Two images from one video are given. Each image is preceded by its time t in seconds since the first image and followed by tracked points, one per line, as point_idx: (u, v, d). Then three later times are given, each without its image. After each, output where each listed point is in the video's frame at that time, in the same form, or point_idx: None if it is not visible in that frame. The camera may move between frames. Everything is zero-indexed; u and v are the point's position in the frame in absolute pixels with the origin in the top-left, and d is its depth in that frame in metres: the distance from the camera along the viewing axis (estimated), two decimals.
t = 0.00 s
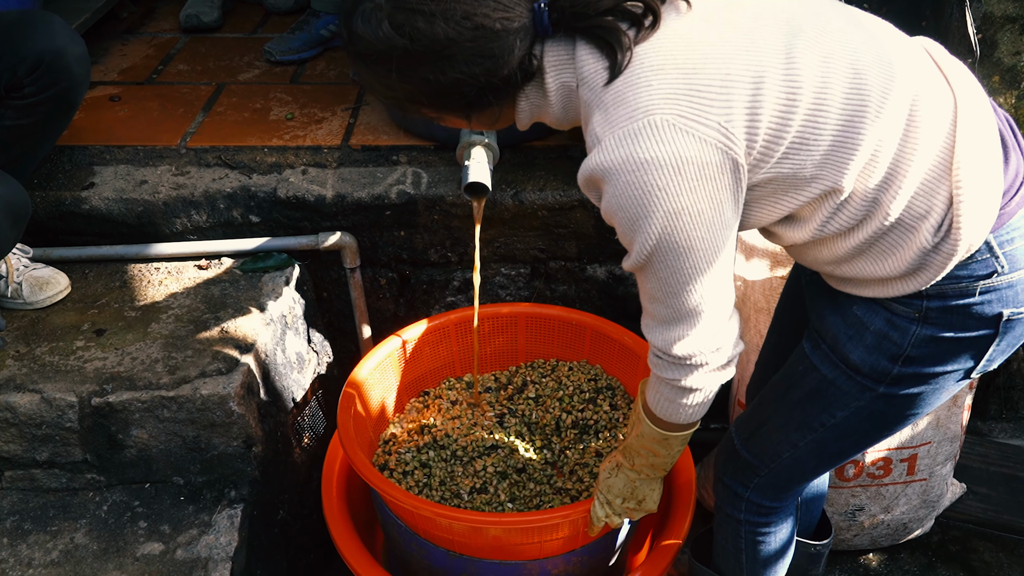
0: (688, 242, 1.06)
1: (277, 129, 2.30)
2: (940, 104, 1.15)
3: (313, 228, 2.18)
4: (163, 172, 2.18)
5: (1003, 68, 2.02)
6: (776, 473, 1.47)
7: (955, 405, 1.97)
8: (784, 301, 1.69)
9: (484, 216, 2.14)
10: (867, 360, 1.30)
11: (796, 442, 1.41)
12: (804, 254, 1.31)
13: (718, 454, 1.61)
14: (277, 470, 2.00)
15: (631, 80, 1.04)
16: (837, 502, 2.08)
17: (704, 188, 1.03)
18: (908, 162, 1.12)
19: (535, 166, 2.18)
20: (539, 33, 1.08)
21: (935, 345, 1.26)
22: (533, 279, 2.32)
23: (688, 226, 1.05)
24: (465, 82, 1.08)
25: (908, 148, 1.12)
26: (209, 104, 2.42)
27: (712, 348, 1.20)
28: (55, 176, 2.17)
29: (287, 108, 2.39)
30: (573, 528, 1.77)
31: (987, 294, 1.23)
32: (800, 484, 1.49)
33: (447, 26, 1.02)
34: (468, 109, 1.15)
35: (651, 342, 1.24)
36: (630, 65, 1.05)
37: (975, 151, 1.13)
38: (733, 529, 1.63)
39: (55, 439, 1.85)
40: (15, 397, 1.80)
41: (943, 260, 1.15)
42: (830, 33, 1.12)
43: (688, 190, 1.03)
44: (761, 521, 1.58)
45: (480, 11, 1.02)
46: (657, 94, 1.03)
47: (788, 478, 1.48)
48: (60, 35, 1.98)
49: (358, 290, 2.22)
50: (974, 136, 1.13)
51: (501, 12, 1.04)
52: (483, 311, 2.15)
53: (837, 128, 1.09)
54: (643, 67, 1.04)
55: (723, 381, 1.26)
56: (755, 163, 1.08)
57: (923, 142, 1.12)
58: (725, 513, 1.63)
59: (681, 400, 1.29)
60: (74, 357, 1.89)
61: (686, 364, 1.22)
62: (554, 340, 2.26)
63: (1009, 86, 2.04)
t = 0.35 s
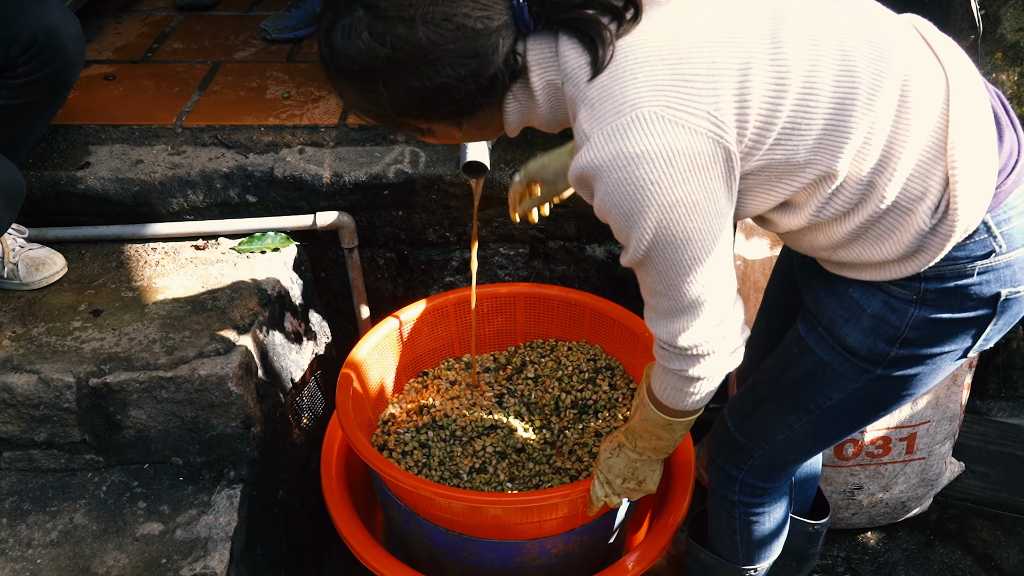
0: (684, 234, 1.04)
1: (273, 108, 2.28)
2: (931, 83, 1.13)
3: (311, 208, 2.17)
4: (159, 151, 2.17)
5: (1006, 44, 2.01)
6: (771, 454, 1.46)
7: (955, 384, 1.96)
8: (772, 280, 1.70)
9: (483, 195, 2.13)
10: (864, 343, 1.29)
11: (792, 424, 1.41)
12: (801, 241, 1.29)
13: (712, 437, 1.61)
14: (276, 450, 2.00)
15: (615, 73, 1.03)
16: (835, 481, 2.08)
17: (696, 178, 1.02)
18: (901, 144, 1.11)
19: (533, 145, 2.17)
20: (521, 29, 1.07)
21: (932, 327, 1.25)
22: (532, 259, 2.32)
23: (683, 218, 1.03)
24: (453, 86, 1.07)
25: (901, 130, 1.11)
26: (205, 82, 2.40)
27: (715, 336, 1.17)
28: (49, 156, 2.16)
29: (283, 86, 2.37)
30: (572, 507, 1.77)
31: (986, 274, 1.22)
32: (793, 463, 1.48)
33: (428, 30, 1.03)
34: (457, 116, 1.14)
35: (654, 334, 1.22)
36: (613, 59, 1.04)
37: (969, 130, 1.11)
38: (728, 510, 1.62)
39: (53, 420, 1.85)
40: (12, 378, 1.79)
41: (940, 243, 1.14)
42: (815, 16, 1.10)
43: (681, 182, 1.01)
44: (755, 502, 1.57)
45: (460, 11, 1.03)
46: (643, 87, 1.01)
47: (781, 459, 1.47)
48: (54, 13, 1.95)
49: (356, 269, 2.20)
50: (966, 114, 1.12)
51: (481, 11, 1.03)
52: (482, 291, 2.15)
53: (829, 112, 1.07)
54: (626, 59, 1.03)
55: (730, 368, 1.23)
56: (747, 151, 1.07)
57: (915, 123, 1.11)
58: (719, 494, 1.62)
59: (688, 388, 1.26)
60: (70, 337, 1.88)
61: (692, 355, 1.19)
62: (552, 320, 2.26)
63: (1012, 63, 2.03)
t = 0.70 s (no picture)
0: (663, 233, 1.04)
1: (265, 90, 2.26)
2: (884, 70, 1.12)
3: (304, 191, 2.16)
4: (150, 134, 2.15)
5: (1003, 25, 2.00)
6: (763, 442, 1.46)
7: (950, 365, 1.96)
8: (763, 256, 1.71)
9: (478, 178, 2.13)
10: (857, 333, 1.27)
11: (786, 411, 1.40)
12: (794, 248, 1.30)
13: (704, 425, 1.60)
14: (270, 435, 2.00)
15: (569, 97, 1.09)
16: (830, 463, 2.09)
17: (661, 174, 1.02)
18: (864, 129, 1.09)
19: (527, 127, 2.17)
20: (496, 85, 1.17)
21: (926, 316, 1.23)
22: (526, 242, 2.32)
23: (657, 217, 1.03)
24: (441, 141, 1.14)
25: (861, 115, 1.10)
26: (196, 64, 2.38)
27: (730, 334, 1.13)
28: (39, 138, 2.14)
29: (275, 68, 2.35)
30: (565, 490, 1.76)
31: (977, 259, 1.19)
32: (788, 451, 1.48)
33: (411, 93, 1.11)
34: (447, 170, 1.20)
35: (671, 344, 1.19)
36: (568, 89, 1.10)
37: (932, 109, 1.09)
38: (720, 495, 1.62)
39: (46, 404, 1.84)
40: (3, 362, 1.78)
41: (922, 226, 1.11)
42: (756, 24, 1.14)
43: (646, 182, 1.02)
44: (748, 488, 1.57)
45: (438, 72, 1.12)
46: (594, 102, 1.05)
47: (774, 447, 1.47)
48: None
49: (349, 253, 2.19)
50: (928, 92, 1.10)
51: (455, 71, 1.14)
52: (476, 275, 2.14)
53: (785, 103, 1.08)
54: (577, 85, 1.09)
55: (756, 370, 1.18)
56: (711, 151, 1.08)
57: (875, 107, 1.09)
58: (713, 480, 1.62)
59: (711, 394, 1.22)
60: (62, 321, 1.87)
61: (709, 358, 1.16)
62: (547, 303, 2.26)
63: (1008, 44, 2.02)
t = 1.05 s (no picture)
0: (630, 211, 1.03)
1: (259, 68, 2.24)
2: (855, 38, 1.09)
3: (299, 171, 2.15)
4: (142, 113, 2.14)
5: (1003, 2, 1.99)
6: (749, 414, 1.46)
7: (946, 343, 1.96)
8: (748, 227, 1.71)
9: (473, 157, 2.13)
10: (838, 304, 1.27)
11: (770, 383, 1.39)
12: (772, 221, 1.28)
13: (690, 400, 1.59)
14: (266, 415, 1.99)
15: (534, 80, 1.07)
16: (827, 442, 2.09)
17: (626, 153, 1.01)
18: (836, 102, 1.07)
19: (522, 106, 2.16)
20: (462, 68, 1.15)
21: (906, 285, 1.23)
22: (523, 222, 2.31)
23: (624, 196, 1.02)
24: (408, 126, 1.13)
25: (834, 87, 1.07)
26: (188, 42, 2.35)
27: (712, 306, 1.11)
28: (30, 117, 2.12)
29: (268, 46, 2.33)
30: (564, 470, 1.77)
31: (955, 227, 1.19)
32: (774, 422, 1.48)
33: (375, 81, 1.10)
34: (417, 155, 1.19)
35: (654, 321, 1.17)
36: (532, 72, 1.08)
37: (904, 79, 1.07)
38: (708, 470, 1.62)
39: (40, 385, 1.83)
40: None
41: (900, 195, 1.10)
42: None
43: (610, 161, 1.01)
44: (735, 460, 1.57)
45: (401, 58, 1.11)
46: (557, 83, 1.04)
47: (762, 417, 1.46)
48: None
49: (345, 233, 2.18)
50: (900, 63, 1.08)
51: (420, 58, 1.12)
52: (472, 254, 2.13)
53: (752, 79, 1.06)
54: (541, 67, 1.08)
55: (743, 340, 1.16)
56: (679, 129, 1.06)
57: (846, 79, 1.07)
58: (699, 454, 1.62)
59: (699, 366, 1.20)
60: (56, 302, 1.86)
61: (693, 331, 1.13)
62: (543, 283, 2.24)
63: (1008, 21, 2.01)
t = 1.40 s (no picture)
0: (624, 181, 1.02)
1: (255, 46, 2.21)
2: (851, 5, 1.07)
3: (297, 150, 2.14)
4: (138, 91, 2.12)
5: None
6: (745, 390, 1.46)
7: (946, 325, 1.95)
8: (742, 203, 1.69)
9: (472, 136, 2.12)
10: (834, 277, 1.26)
11: (766, 358, 1.39)
12: (766, 194, 1.26)
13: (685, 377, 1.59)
14: (265, 395, 1.99)
15: (527, 48, 1.06)
16: (825, 423, 2.09)
17: (620, 122, 1.00)
18: (831, 72, 1.05)
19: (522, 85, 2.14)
20: (453, 44, 1.12)
21: (901, 257, 1.22)
22: (522, 202, 2.31)
23: (618, 166, 1.01)
24: (398, 102, 1.13)
25: (829, 57, 1.05)
26: (184, 19, 2.32)
27: (706, 279, 1.10)
28: (24, 95, 2.11)
29: (265, 23, 2.30)
30: (564, 450, 1.77)
31: (949, 197, 1.18)
32: (770, 398, 1.47)
33: (365, 56, 1.09)
34: (408, 131, 1.19)
35: (648, 295, 1.16)
36: (525, 41, 1.07)
37: (899, 49, 1.06)
38: (705, 448, 1.63)
39: (38, 365, 1.82)
40: None
41: (894, 166, 1.09)
42: None
43: (603, 130, 1.00)
44: (730, 437, 1.57)
45: (391, 33, 1.09)
46: (551, 53, 1.03)
47: (757, 393, 1.46)
48: None
49: (343, 213, 2.17)
50: (895, 32, 1.06)
51: (410, 31, 1.10)
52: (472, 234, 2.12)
53: (746, 48, 1.04)
54: (533, 37, 1.06)
55: (737, 313, 1.16)
56: (674, 100, 1.05)
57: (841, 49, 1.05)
58: (695, 432, 1.62)
59: (694, 342, 1.19)
60: (52, 281, 1.84)
61: (687, 305, 1.13)
62: (542, 264, 2.24)
63: None
